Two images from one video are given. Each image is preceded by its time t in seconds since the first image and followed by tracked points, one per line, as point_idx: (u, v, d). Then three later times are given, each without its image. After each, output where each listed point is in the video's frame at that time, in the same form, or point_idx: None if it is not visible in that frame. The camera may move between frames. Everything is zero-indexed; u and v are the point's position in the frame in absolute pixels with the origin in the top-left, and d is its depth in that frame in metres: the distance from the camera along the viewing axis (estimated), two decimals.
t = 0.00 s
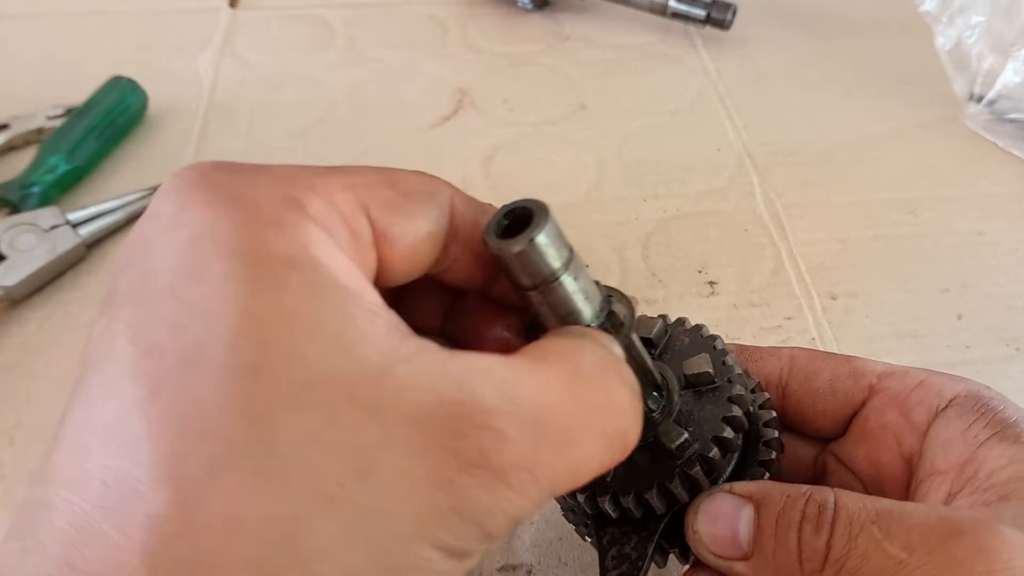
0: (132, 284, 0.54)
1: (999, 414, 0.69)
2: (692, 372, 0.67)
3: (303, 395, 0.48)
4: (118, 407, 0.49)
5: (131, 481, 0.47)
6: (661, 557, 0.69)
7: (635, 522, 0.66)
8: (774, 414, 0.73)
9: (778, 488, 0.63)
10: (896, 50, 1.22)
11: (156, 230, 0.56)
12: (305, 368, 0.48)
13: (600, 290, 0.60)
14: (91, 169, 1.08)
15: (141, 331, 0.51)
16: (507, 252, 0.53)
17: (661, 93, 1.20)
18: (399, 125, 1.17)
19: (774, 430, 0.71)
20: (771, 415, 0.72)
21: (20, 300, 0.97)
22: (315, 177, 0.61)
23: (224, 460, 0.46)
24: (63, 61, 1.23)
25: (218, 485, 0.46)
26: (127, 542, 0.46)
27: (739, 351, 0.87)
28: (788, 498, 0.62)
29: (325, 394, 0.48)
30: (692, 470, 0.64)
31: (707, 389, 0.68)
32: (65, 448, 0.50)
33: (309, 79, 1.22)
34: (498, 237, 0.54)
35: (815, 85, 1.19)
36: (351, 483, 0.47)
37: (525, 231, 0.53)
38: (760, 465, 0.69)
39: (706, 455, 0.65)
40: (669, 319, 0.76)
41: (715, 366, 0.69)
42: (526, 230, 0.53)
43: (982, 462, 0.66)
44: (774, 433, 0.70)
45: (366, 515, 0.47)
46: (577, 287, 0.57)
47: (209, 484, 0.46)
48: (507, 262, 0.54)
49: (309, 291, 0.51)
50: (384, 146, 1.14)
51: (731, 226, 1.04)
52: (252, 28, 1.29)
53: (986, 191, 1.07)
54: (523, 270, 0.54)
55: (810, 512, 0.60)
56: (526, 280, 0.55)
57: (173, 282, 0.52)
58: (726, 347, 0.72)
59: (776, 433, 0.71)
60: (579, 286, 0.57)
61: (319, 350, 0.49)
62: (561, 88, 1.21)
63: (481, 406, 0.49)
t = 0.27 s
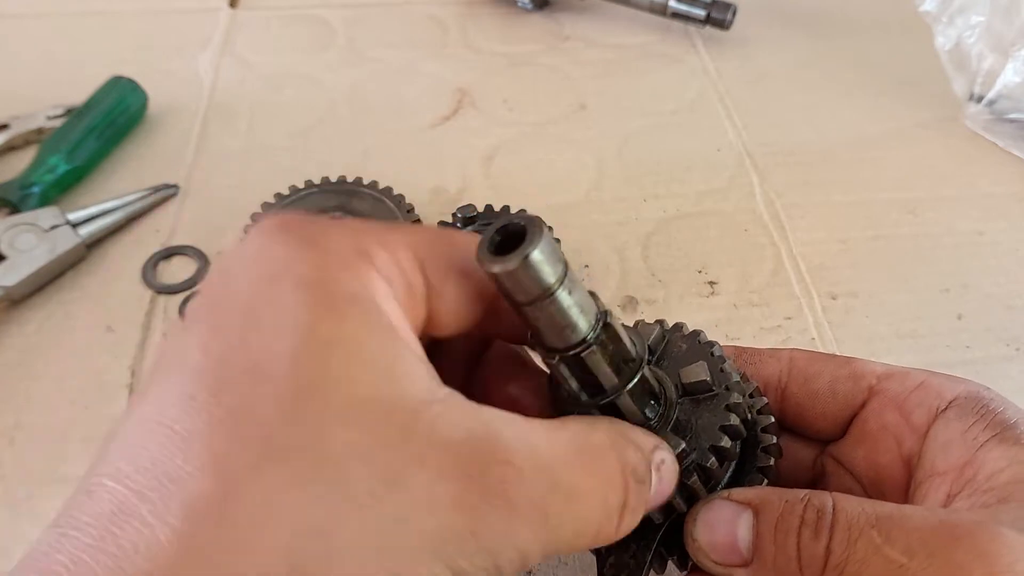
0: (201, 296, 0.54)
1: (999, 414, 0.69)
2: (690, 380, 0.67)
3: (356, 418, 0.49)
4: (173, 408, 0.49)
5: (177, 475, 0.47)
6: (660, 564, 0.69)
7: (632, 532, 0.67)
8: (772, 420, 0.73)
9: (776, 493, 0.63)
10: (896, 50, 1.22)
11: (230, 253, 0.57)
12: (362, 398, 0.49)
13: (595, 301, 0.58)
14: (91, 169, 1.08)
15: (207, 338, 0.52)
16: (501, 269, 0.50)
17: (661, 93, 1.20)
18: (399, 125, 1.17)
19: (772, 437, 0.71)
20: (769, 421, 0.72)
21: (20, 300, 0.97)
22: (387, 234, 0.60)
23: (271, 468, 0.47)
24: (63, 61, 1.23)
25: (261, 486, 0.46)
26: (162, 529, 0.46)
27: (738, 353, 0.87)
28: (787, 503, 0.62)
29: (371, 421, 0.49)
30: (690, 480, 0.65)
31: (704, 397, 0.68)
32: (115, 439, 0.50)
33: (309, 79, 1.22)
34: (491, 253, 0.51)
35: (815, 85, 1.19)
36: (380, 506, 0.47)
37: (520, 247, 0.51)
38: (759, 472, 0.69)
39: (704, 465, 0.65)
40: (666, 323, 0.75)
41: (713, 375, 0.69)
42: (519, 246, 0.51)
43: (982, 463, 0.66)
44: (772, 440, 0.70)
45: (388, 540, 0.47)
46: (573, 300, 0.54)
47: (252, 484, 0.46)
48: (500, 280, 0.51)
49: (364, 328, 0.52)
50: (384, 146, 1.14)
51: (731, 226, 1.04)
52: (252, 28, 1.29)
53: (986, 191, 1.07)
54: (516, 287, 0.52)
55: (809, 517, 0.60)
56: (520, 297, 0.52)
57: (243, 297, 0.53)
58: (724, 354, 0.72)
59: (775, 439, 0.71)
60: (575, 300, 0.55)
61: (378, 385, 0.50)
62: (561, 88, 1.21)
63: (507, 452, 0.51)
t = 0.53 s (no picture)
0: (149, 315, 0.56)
1: (1000, 412, 0.69)
2: (690, 373, 0.67)
3: (302, 424, 0.48)
4: (128, 430, 0.52)
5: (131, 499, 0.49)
6: (660, 559, 0.69)
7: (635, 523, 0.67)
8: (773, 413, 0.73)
9: (777, 487, 0.63)
10: (896, 50, 1.22)
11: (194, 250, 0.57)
12: (298, 395, 0.49)
13: (595, 292, 0.60)
14: (90, 169, 1.08)
15: (155, 357, 0.53)
16: (504, 253, 0.53)
17: (661, 93, 1.20)
18: (399, 125, 1.17)
19: (773, 430, 0.72)
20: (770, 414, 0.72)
21: (20, 300, 0.97)
22: (329, 201, 0.61)
23: (220, 480, 0.48)
24: (62, 61, 1.23)
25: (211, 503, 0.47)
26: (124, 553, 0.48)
27: (738, 351, 0.87)
28: (789, 497, 0.61)
29: (313, 416, 0.48)
30: (691, 471, 0.64)
31: (704, 390, 0.68)
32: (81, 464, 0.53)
33: (309, 80, 1.22)
34: (494, 239, 0.54)
35: (815, 85, 1.19)
36: (338, 500, 0.47)
37: (523, 232, 0.53)
38: (759, 466, 0.69)
39: (704, 456, 0.65)
40: (666, 319, 0.76)
41: (713, 368, 0.69)
42: (523, 231, 0.53)
43: (983, 459, 0.65)
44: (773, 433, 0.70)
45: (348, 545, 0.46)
46: (573, 288, 0.57)
47: (202, 501, 0.47)
48: (504, 264, 0.53)
49: (302, 317, 0.52)
50: (384, 146, 1.14)
51: (732, 226, 1.04)
52: (252, 29, 1.29)
53: (986, 192, 1.07)
54: (519, 272, 0.54)
55: (811, 510, 0.60)
56: (523, 283, 0.55)
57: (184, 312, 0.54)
58: (724, 348, 0.73)
59: (775, 432, 0.72)
60: (575, 288, 0.57)
61: (313, 376, 0.49)
62: (561, 88, 1.21)
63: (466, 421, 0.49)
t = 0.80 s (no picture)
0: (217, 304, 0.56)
1: (994, 420, 0.69)
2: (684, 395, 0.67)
3: (376, 408, 0.49)
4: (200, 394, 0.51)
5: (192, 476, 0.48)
6: None
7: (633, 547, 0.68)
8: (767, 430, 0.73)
9: (769, 505, 0.63)
10: (895, 50, 1.22)
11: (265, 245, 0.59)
12: (372, 389, 0.49)
13: (585, 327, 0.56)
14: (91, 169, 1.08)
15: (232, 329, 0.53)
16: (487, 303, 0.49)
17: (661, 93, 1.20)
18: (399, 125, 1.17)
19: (768, 446, 0.72)
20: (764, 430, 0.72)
21: (21, 300, 0.97)
22: (395, 228, 0.61)
23: (289, 464, 0.47)
24: (62, 61, 1.23)
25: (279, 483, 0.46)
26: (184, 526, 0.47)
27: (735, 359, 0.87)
28: (781, 516, 0.62)
29: (388, 409, 0.49)
30: (687, 498, 0.64)
31: (699, 412, 0.68)
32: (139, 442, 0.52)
33: (309, 80, 1.22)
34: (476, 286, 0.51)
35: (815, 85, 1.19)
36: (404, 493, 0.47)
37: (506, 281, 0.50)
38: (756, 482, 0.70)
39: (701, 482, 0.65)
40: (658, 335, 0.75)
41: (707, 389, 0.69)
42: (506, 279, 0.50)
43: (977, 470, 0.65)
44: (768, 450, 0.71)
45: (399, 531, 0.46)
46: (563, 329, 0.53)
47: (269, 482, 0.47)
48: (487, 314, 0.50)
49: (375, 320, 0.52)
50: (384, 146, 1.14)
51: (731, 226, 1.04)
52: (252, 29, 1.29)
53: (986, 191, 1.07)
54: (507, 321, 0.51)
55: (803, 529, 0.60)
56: (509, 330, 0.51)
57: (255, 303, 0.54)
58: (716, 366, 0.72)
59: (771, 448, 0.72)
60: (565, 328, 0.53)
61: (392, 371, 0.50)
62: (561, 88, 1.21)
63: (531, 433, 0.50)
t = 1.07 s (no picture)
0: (189, 320, 0.52)
1: (1003, 411, 0.69)
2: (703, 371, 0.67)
3: (366, 462, 0.48)
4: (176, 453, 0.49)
5: (188, 516, 0.47)
6: (667, 557, 0.70)
7: (645, 520, 0.67)
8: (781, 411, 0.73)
9: (783, 484, 0.63)
10: (895, 50, 1.22)
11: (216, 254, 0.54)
12: (367, 435, 0.48)
13: (614, 287, 0.58)
14: (91, 169, 1.08)
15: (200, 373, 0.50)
16: (526, 246, 0.50)
17: (661, 93, 1.20)
18: (399, 126, 1.17)
19: (780, 430, 0.71)
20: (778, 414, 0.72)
21: (20, 300, 0.97)
22: (372, 211, 0.58)
23: (288, 528, 0.46)
24: (62, 61, 1.23)
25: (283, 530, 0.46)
26: None
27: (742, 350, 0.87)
28: (796, 494, 0.62)
29: (380, 461, 0.48)
30: (703, 469, 0.64)
31: (717, 388, 0.68)
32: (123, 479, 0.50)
33: (309, 80, 1.22)
34: (516, 230, 0.52)
35: (815, 85, 1.19)
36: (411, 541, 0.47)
37: (546, 225, 0.51)
38: (769, 465, 0.69)
39: (717, 454, 0.65)
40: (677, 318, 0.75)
41: (726, 366, 0.69)
42: (545, 225, 0.51)
43: (988, 458, 0.66)
44: (781, 433, 0.70)
45: None
46: (593, 282, 0.55)
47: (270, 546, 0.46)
48: (525, 257, 0.52)
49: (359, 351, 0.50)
50: (384, 146, 1.14)
51: (732, 226, 1.04)
52: (251, 29, 1.29)
53: (986, 192, 1.07)
54: (540, 265, 0.52)
55: (817, 506, 0.61)
56: (544, 276, 0.53)
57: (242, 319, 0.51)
58: (735, 347, 0.72)
59: (784, 432, 0.71)
60: (595, 281, 0.55)
61: (383, 415, 0.49)
62: (561, 88, 1.21)
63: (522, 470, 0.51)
